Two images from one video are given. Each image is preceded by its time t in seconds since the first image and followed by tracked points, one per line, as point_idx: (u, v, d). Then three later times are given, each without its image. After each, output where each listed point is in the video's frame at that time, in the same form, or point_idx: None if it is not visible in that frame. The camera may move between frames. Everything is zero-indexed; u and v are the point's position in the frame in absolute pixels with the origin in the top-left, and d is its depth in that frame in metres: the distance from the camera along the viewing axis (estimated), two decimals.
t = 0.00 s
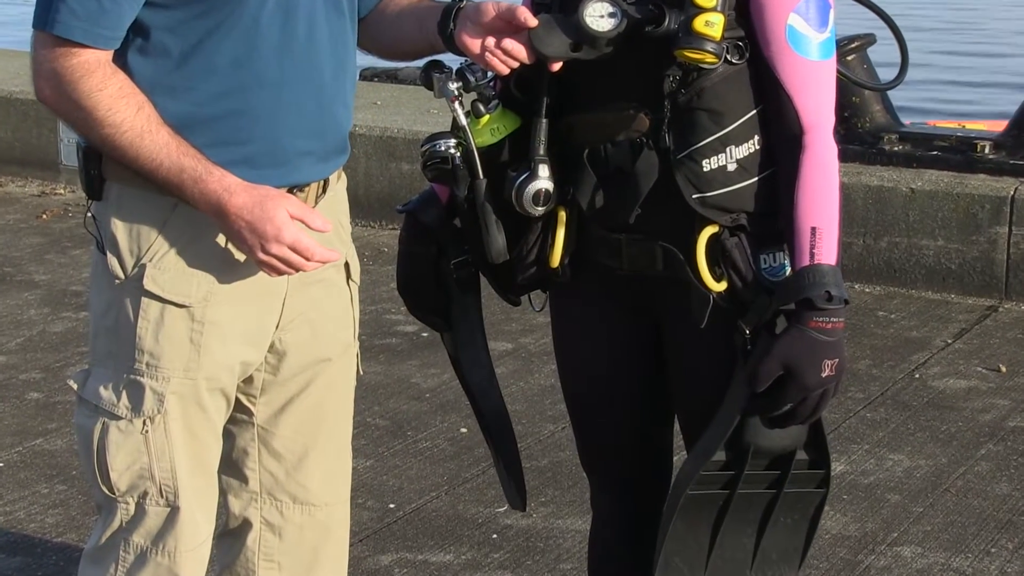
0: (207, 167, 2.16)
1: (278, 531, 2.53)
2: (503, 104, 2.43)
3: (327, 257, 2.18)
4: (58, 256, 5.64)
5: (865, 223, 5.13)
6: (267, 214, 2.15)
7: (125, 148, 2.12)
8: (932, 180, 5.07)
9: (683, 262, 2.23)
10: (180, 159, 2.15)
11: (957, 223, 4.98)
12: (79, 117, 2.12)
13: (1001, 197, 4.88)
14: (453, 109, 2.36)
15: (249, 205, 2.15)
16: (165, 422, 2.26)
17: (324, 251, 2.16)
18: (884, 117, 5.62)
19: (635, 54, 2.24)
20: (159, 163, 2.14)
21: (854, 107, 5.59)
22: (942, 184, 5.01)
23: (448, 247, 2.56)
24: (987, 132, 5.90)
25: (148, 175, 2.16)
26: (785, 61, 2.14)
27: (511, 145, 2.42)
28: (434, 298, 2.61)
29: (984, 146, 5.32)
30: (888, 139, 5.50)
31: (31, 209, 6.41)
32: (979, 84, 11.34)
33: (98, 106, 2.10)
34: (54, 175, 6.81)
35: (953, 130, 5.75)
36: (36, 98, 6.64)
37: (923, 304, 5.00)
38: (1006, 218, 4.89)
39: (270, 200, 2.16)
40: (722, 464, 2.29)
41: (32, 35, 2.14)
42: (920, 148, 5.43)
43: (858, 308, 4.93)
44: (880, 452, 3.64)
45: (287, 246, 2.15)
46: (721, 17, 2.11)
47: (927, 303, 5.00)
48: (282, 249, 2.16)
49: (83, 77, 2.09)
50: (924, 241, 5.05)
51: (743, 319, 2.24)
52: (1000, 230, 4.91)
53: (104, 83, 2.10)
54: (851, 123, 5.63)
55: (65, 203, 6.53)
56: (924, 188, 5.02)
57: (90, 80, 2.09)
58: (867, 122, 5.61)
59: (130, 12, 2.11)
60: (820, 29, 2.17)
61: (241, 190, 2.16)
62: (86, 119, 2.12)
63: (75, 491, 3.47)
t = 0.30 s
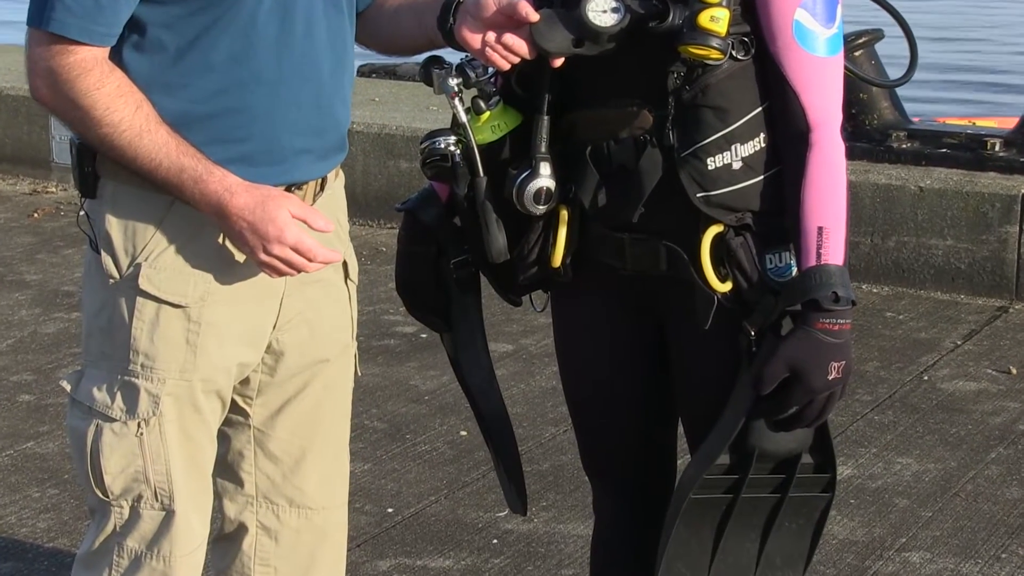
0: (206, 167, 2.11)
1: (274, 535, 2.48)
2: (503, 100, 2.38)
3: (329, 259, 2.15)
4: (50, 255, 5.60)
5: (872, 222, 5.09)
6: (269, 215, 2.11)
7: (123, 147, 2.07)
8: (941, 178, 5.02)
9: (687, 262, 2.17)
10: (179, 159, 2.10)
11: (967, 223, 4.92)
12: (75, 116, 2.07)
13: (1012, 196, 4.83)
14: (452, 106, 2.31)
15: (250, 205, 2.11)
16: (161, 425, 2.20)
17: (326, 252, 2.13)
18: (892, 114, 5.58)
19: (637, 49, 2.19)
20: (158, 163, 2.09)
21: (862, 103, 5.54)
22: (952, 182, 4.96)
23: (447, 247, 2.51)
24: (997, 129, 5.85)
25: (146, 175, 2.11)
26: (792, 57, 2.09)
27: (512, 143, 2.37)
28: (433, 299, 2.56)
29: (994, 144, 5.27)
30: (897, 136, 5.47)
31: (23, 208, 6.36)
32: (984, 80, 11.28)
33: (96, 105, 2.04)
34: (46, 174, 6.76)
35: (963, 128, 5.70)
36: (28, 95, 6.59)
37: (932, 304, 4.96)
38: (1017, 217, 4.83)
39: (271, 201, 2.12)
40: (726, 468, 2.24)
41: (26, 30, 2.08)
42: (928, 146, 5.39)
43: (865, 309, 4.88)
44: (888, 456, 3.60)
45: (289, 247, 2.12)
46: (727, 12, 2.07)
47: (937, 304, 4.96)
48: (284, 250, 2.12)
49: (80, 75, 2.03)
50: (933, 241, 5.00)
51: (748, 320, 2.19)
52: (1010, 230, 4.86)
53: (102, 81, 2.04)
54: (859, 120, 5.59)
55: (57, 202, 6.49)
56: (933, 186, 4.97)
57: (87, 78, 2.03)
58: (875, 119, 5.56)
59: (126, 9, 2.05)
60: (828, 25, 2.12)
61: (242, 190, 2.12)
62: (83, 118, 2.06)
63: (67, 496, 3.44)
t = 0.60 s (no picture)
0: (213, 167, 2.09)
1: (273, 537, 2.46)
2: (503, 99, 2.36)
3: (337, 256, 2.14)
4: (46, 254, 5.58)
5: (875, 221, 5.07)
6: (277, 214, 2.10)
7: (129, 150, 2.05)
8: (945, 177, 5.00)
9: (689, 263, 2.15)
10: (186, 159, 2.08)
11: (971, 222, 4.91)
12: (78, 119, 2.04)
13: (1016, 196, 4.80)
14: (452, 106, 2.29)
15: (258, 205, 2.10)
16: (164, 427, 2.18)
17: (334, 251, 2.12)
18: (895, 113, 5.56)
19: (638, 47, 2.17)
20: (164, 164, 2.07)
21: (866, 102, 5.53)
22: (956, 181, 4.94)
23: (447, 247, 2.49)
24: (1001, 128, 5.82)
25: (152, 177, 2.09)
26: (794, 56, 2.07)
27: (512, 142, 2.35)
28: (432, 299, 2.53)
29: (999, 143, 5.25)
30: (900, 135, 5.45)
31: (20, 207, 6.34)
32: (986, 78, 11.25)
33: (100, 108, 2.02)
34: (42, 172, 6.74)
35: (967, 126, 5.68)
36: (25, 94, 6.57)
37: (935, 304, 4.94)
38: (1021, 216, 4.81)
39: (279, 200, 2.11)
40: (728, 470, 2.22)
41: (28, 33, 2.05)
42: (932, 145, 5.37)
43: (868, 309, 4.86)
44: (891, 458, 3.58)
45: (298, 246, 2.11)
46: (728, 10, 2.04)
47: (939, 304, 4.94)
48: (293, 249, 2.11)
49: (84, 78, 2.01)
50: (937, 240, 4.98)
51: (750, 321, 2.17)
52: (1015, 229, 4.84)
53: (106, 83, 2.02)
54: (862, 118, 5.58)
55: (53, 200, 6.47)
56: (937, 185, 4.94)
57: (92, 80, 2.01)
58: (879, 117, 5.54)
59: (129, 10, 2.03)
60: (830, 23, 2.10)
61: (250, 190, 2.10)
62: (87, 122, 2.04)
63: (63, 498, 3.42)
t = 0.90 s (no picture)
0: (234, 164, 2.09)
1: (275, 537, 2.45)
2: (503, 99, 2.36)
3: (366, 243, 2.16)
4: (46, 255, 5.57)
5: (875, 221, 5.07)
6: (303, 207, 2.11)
7: (148, 154, 2.05)
8: (945, 177, 4.99)
9: (689, 263, 2.15)
10: (206, 158, 2.07)
11: (971, 222, 4.90)
12: (96, 128, 2.04)
13: (1016, 196, 4.80)
14: (451, 107, 2.29)
15: (283, 198, 2.10)
16: (171, 428, 2.16)
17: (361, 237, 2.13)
18: (895, 113, 5.56)
19: (639, 48, 2.17)
20: (185, 166, 2.07)
21: (866, 102, 5.53)
22: (956, 181, 4.94)
23: (446, 247, 2.49)
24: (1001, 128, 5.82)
25: (173, 180, 2.08)
26: (793, 55, 2.07)
27: (512, 142, 2.35)
28: (432, 299, 2.53)
29: (999, 143, 5.25)
30: (900, 135, 5.45)
31: (20, 207, 6.34)
32: (986, 79, 11.25)
33: (116, 114, 2.01)
34: (42, 172, 6.74)
35: (966, 126, 5.67)
36: (25, 94, 6.57)
37: (935, 304, 4.94)
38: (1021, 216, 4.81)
39: (304, 191, 2.11)
40: (728, 471, 2.22)
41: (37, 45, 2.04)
42: (932, 145, 5.37)
43: (869, 309, 4.86)
44: (891, 458, 3.58)
45: (327, 236, 2.12)
46: (728, 10, 2.04)
47: (939, 304, 4.94)
48: (322, 240, 2.12)
49: (99, 85, 2.00)
50: (937, 240, 4.98)
51: (750, 321, 2.16)
52: (1015, 230, 4.84)
53: (120, 89, 2.01)
54: (862, 118, 5.57)
55: (53, 200, 6.47)
56: (937, 185, 4.94)
57: (106, 87, 2.00)
58: (879, 117, 5.54)
59: (139, 13, 2.02)
60: (830, 22, 2.09)
61: (273, 185, 2.10)
62: (104, 130, 2.03)
63: (63, 498, 3.42)
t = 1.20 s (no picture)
0: (257, 153, 2.07)
1: (274, 537, 2.45)
2: (502, 99, 2.35)
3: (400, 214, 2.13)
4: (46, 254, 5.57)
5: (875, 220, 5.07)
6: (333, 186, 2.07)
7: (171, 154, 2.04)
8: (945, 177, 4.99)
9: (688, 263, 2.15)
10: (229, 151, 2.06)
11: (971, 222, 4.90)
12: (116, 136, 2.02)
13: (1016, 196, 4.80)
14: (451, 107, 2.29)
15: (311, 180, 2.06)
16: (179, 428, 2.16)
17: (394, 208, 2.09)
18: (895, 112, 5.56)
19: (639, 48, 2.16)
20: (211, 162, 2.05)
21: (866, 102, 5.53)
22: (956, 180, 4.94)
23: (445, 247, 2.49)
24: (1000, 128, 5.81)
25: (198, 176, 2.07)
26: (792, 55, 2.07)
27: (511, 142, 2.35)
28: (430, 299, 2.53)
29: (999, 143, 5.25)
30: (900, 134, 5.45)
31: (20, 207, 6.34)
32: (986, 78, 11.24)
33: (135, 118, 2.00)
34: (42, 172, 6.74)
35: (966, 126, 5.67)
36: (25, 93, 6.56)
37: (935, 304, 4.93)
38: (1021, 216, 4.81)
39: (332, 171, 2.07)
40: (727, 471, 2.22)
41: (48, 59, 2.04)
42: (932, 145, 5.37)
43: (869, 309, 4.86)
44: (891, 457, 3.58)
45: (361, 213, 2.08)
46: (727, 10, 2.04)
47: (939, 304, 4.94)
48: (356, 217, 2.09)
49: (115, 91, 1.99)
50: (937, 240, 4.98)
51: (750, 321, 2.16)
52: (1014, 229, 4.84)
53: (135, 92, 2.00)
54: (862, 118, 5.57)
55: (52, 200, 6.47)
56: (937, 185, 4.94)
57: (123, 93, 1.99)
58: (879, 117, 5.54)
59: (148, 19, 2.02)
60: (829, 22, 2.09)
61: (300, 169, 2.07)
62: (126, 138, 2.02)
63: (63, 497, 3.42)
